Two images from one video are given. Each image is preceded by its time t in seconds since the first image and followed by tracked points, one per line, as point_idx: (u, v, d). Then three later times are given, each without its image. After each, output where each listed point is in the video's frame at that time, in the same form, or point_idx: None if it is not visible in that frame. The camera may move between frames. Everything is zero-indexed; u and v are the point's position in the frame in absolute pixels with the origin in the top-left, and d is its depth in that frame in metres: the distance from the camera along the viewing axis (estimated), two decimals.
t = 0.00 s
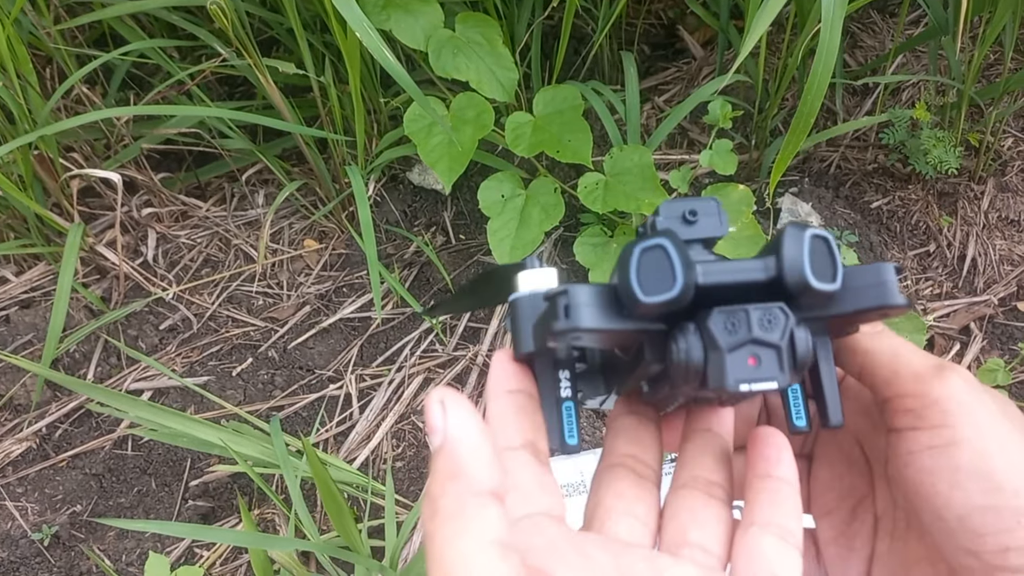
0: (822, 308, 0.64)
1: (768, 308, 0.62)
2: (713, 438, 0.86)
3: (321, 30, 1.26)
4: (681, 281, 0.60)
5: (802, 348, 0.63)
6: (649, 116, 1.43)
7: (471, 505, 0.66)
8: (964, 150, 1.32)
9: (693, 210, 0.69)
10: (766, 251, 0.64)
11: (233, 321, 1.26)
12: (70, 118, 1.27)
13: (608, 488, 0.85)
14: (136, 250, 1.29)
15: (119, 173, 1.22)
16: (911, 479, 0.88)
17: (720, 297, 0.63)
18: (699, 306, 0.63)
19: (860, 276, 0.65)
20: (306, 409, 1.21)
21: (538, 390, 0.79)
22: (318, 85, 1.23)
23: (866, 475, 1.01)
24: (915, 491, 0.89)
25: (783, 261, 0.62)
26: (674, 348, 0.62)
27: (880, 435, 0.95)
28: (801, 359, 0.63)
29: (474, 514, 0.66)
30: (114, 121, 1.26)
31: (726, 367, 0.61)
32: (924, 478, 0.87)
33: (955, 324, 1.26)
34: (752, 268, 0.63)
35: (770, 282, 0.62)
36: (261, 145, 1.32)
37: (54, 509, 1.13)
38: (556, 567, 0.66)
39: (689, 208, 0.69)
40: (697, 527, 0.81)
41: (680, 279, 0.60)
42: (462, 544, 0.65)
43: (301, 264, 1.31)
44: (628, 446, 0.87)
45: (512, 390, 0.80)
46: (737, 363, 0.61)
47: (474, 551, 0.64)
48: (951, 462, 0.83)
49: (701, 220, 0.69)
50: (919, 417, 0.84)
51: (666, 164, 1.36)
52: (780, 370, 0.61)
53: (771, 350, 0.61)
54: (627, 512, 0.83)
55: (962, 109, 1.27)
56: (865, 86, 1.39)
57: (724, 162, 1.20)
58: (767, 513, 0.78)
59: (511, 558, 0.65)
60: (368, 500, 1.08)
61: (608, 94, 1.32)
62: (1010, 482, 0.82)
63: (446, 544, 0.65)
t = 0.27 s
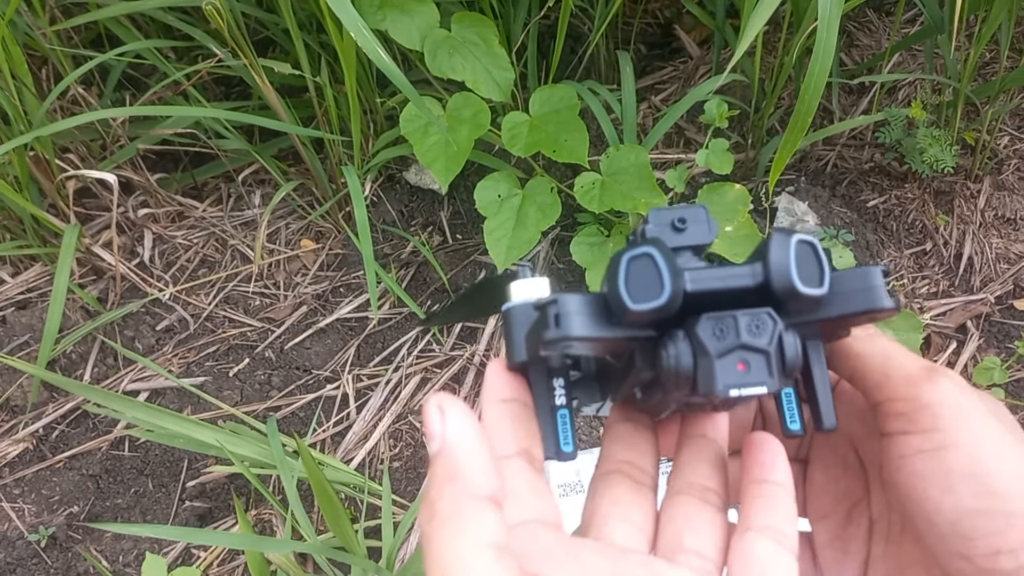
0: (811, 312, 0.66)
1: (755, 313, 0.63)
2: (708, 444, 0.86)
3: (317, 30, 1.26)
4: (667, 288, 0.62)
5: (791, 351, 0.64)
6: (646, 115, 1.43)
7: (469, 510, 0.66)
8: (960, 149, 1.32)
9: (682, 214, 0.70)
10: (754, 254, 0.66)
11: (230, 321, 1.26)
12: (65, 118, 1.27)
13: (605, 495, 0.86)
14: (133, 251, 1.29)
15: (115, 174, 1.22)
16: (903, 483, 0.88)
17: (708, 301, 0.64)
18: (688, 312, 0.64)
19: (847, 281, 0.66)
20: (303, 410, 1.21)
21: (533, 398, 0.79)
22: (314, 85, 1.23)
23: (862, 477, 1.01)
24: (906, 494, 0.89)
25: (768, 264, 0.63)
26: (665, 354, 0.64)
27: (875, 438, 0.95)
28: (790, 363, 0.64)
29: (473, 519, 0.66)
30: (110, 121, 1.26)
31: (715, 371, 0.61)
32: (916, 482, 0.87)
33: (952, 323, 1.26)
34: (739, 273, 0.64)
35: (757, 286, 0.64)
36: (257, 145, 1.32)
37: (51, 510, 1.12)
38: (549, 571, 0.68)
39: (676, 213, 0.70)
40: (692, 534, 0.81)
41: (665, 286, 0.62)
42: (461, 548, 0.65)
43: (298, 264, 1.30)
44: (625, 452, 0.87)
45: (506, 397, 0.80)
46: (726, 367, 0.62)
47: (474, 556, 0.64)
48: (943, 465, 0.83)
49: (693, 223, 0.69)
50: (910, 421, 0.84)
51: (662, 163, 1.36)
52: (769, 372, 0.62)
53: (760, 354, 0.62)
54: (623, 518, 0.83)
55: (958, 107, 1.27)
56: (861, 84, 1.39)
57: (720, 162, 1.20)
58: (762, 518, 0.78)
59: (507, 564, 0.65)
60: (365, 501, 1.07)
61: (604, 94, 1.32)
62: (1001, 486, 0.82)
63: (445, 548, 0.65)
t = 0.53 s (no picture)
0: (811, 306, 0.66)
1: (756, 309, 0.63)
2: (708, 443, 0.86)
3: (315, 28, 1.26)
4: (668, 285, 0.61)
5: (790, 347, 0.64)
6: (645, 114, 1.43)
7: (468, 510, 0.66)
8: (958, 147, 1.32)
9: (679, 211, 0.69)
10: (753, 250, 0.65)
11: (229, 321, 1.26)
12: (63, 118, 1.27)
13: (605, 494, 0.86)
14: (131, 251, 1.29)
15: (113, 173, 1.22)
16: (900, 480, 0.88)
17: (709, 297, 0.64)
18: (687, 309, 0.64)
19: (845, 274, 0.66)
20: (302, 409, 1.21)
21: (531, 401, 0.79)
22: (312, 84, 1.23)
23: (860, 473, 1.02)
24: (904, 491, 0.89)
25: (767, 260, 0.63)
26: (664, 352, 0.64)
27: (873, 435, 0.96)
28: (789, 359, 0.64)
29: (471, 519, 0.66)
30: (108, 121, 1.26)
31: (717, 368, 0.62)
32: (913, 479, 0.87)
33: (951, 321, 1.26)
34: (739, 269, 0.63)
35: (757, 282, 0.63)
36: (256, 144, 1.32)
37: (50, 510, 1.12)
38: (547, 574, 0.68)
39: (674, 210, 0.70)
40: (691, 534, 0.81)
41: (666, 283, 0.62)
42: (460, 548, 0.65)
43: (296, 263, 1.30)
44: (625, 453, 0.87)
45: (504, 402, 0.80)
46: (727, 365, 0.62)
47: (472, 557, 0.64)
48: (940, 462, 0.84)
49: (689, 221, 0.69)
50: (908, 418, 0.84)
51: (661, 162, 1.36)
52: (768, 370, 0.62)
53: (761, 351, 0.62)
54: (622, 519, 0.83)
55: (956, 105, 1.27)
56: (860, 82, 1.39)
57: (719, 160, 1.20)
58: (762, 519, 0.78)
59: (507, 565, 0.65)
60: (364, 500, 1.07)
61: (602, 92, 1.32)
62: (998, 482, 0.82)
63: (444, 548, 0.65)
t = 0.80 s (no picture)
0: (817, 347, 0.63)
1: (758, 358, 0.61)
2: (710, 453, 0.86)
3: (311, 28, 1.26)
4: (670, 333, 0.59)
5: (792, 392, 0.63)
6: (641, 113, 1.43)
7: (484, 495, 0.72)
8: (954, 145, 1.32)
9: (686, 232, 0.68)
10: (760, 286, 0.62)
11: (225, 321, 1.26)
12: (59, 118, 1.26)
13: (600, 499, 0.86)
14: (127, 251, 1.29)
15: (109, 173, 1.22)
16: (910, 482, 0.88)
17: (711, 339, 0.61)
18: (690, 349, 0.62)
19: (852, 314, 0.64)
20: (299, 409, 1.21)
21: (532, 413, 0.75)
22: (308, 84, 1.23)
23: (862, 467, 1.01)
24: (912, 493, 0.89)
25: (774, 303, 0.59)
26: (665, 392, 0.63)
27: (878, 432, 0.95)
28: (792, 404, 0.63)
29: (484, 506, 0.71)
30: (104, 121, 1.26)
31: (717, 417, 0.61)
32: (922, 482, 0.87)
33: (947, 319, 1.26)
34: (745, 310, 0.61)
35: (763, 325, 0.60)
36: (251, 144, 1.31)
37: (47, 512, 1.12)
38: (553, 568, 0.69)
39: (681, 231, 0.68)
40: (685, 542, 0.82)
41: (667, 330, 0.59)
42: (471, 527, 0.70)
43: (293, 264, 1.30)
44: (625, 454, 0.87)
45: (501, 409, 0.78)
46: (727, 413, 0.61)
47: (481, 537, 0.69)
48: (950, 467, 0.83)
49: (695, 244, 0.67)
50: (918, 423, 0.84)
51: (657, 161, 1.36)
52: (768, 419, 0.61)
53: (761, 400, 0.61)
54: (616, 523, 0.83)
55: (952, 103, 1.27)
56: (856, 81, 1.39)
57: (715, 159, 1.20)
58: (764, 528, 0.78)
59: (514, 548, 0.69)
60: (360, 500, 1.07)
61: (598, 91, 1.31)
62: (1006, 487, 0.82)
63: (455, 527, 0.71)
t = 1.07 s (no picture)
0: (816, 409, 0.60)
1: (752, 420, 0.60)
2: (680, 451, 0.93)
3: (305, 28, 1.26)
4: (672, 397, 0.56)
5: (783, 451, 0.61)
6: (637, 111, 1.43)
7: (482, 448, 0.66)
8: (950, 143, 1.32)
9: (699, 256, 0.61)
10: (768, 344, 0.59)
11: (220, 321, 1.26)
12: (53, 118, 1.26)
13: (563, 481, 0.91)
14: (122, 251, 1.28)
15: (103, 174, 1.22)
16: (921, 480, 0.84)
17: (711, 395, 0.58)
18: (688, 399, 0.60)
19: (859, 376, 0.59)
20: (294, 409, 1.21)
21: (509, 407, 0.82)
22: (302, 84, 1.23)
23: (867, 448, 0.98)
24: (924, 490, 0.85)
25: (778, 371, 0.57)
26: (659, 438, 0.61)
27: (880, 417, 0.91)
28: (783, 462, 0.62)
29: (478, 459, 0.66)
30: (99, 121, 1.26)
31: (707, 475, 0.59)
32: (934, 479, 0.82)
33: (942, 317, 1.26)
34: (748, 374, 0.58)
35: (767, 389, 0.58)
36: (246, 143, 1.31)
37: (42, 512, 1.12)
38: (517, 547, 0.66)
39: (694, 256, 0.61)
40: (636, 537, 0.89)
41: (666, 393, 0.56)
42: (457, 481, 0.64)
43: (288, 263, 1.30)
44: (598, 441, 0.94)
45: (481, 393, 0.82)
46: (717, 472, 0.59)
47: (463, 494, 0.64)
48: (964, 465, 0.79)
49: (708, 271, 0.61)
50: (931, 420, 0.79)
51: (653, 159, 1.35)
52: (758, 479, 0.60)
53: (752, 462, 0.59)
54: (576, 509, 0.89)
55: (948, 101, 1.26)
56: (851, 79, 1.39)
57: (710, 158, 1.20)
58: (721, 541, 0.85)
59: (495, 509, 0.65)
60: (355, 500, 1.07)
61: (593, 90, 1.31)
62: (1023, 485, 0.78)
63: (442, 472, 0.65)
